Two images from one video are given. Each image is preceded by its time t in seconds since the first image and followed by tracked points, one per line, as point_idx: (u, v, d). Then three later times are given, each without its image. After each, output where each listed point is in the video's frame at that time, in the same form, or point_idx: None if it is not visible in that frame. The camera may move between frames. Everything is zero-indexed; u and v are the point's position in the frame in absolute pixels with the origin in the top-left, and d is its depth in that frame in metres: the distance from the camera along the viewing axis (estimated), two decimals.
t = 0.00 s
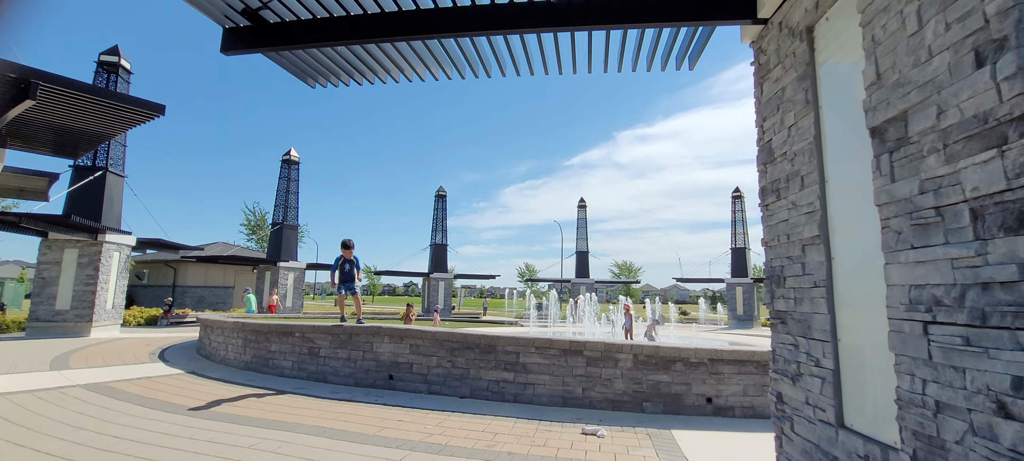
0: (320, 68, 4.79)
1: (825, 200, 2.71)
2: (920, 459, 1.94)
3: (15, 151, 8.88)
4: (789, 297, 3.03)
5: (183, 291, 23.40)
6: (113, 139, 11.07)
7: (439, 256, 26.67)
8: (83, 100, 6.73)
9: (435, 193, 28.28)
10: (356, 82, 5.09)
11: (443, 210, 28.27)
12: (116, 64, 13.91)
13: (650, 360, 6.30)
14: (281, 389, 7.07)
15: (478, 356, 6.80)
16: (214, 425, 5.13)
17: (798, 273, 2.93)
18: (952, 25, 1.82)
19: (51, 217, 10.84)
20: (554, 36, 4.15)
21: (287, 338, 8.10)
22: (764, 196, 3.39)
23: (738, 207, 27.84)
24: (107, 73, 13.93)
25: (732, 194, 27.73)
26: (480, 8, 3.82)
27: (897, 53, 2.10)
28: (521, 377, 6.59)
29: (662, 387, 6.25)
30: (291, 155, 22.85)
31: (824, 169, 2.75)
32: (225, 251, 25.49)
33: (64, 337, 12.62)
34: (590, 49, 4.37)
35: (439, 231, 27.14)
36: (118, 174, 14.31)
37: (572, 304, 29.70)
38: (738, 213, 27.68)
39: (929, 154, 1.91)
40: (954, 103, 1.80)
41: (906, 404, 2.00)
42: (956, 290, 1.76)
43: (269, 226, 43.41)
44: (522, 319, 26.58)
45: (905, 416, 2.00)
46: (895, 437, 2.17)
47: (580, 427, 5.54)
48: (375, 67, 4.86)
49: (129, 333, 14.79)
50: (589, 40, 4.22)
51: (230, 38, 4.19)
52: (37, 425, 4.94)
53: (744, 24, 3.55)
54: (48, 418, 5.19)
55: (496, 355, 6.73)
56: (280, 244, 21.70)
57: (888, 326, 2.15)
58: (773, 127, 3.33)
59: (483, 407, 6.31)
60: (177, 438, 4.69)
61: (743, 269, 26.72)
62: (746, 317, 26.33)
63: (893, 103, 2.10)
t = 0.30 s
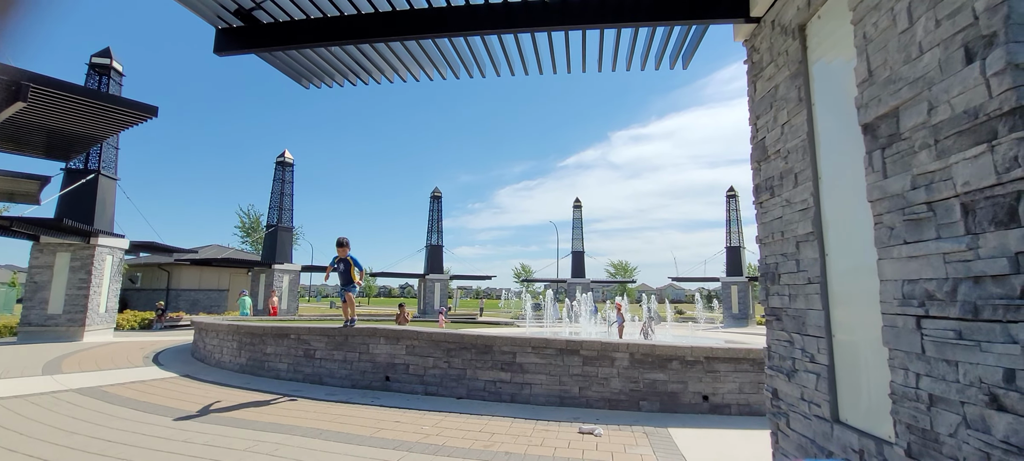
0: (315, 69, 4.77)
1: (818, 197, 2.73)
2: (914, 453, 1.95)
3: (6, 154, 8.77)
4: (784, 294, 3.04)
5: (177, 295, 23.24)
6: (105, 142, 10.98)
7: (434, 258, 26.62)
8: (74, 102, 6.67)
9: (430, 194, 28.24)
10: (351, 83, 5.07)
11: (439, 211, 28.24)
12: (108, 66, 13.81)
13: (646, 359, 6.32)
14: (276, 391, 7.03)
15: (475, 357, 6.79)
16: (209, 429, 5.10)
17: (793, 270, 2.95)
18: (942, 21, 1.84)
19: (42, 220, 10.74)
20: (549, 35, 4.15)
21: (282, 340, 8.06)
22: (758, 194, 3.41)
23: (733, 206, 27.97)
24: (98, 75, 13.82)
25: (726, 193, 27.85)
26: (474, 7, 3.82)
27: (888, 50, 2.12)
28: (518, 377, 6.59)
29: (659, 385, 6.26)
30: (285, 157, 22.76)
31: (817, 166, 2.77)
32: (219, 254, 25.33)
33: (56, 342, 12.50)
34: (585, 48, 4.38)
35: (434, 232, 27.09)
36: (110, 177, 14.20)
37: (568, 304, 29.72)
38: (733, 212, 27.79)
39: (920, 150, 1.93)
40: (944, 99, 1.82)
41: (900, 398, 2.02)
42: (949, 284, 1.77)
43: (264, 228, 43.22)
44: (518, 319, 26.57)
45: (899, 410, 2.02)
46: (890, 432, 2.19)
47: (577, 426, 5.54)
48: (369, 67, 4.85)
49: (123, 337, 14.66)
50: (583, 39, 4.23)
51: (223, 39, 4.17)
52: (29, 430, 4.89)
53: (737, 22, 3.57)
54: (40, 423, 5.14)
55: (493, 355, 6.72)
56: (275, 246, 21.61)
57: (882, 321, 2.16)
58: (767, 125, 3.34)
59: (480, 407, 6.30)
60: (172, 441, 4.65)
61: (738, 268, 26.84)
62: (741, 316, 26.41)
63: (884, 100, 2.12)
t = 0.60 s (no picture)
0: (311, 70, 4.77)
1: (814, 197, 2.75)
2: (911, 451, 1.96)
3: None
4: (780, 294, 3.06)
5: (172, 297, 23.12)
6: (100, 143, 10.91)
7: (431, 259, 26.61)
8: (69, 103, 6.64)
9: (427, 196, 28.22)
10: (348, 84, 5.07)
11: (436, 212, 28.22)
12: (102, 67, 13.74)
13: (644, 359, 6.33)
14: (273, 393, 7.00)
15: (472, 358, 6.79)
16: (205, 431, 5.08)
17: (789, 270, 2.96)
18: (936, 23, 1.86)
19: (37, 222, 10.67)
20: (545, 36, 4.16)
21: (279, 341, 8.03)
22: (755, 195, 3.42)
23: (729, 206, 28.08)
24: (92, 76, 13.75)
25: (722, 193, 27.96)
26: (471, 9, 3.83)
27: (883, 52, 2.14)
28: (515, 378, 6.59)
29: (656, 386, 6.28)
30: (281, 158, 22.69)
31: (813, 167, 2.78)
32: (215, 255, 25.22)
33: (50, 344, 12.41)
34: (582, 50, 4.40)
35: (431, 233, 27.08)
36: (105, 178, 14.12)
37: (565, 305, 29.76)
38: (729, 212, 27.90)
39: (915, 151, 1.95)
40: (938, 101, 1.83)
41: (896, 397, 2.03)
42: (944, 284, 1.79)
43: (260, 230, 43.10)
44: (515, 320, 26.56)
45: (895, 409, 2.03)
46: (886, 431, 2.20)
47: (575, 427, 5.54)
48: (366, 68, 4.85)
49: (117, 339, 14.57)
50: (579, 40, 4.24)
51: (220, 40, 4.16)
52: (24, 433, 4.86)
53: (733, 24, 3.59)
54: (35, 426, 5.11)
55: (490, 356, 6.72)
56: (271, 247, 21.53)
57: (878, 321, 2.18)
58: (763, 126, 3.36)
59: (477, 408, 6.30)
60: (168, 444, 4.63)
61: (733, 269, 26.95)
62: (737, 316, 26.52)
63: (879, 101, 2.14)
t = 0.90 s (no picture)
0: (310, 69, 4.76)
1: (812, 197, 2.76)
2: (908, 449, 1.97)
3: None
4: (778, 293, 3.07)
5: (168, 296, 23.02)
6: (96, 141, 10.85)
7: (429, 258, 26.57)
8: (66, 101, 6.61)
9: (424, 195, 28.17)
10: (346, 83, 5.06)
11: (433, 212, 28.18)
12: (98, 65, 13.67)
13: (641, 358, 6.35)
14: (271, 393, 6.99)
15: (470, 357, 6.79)
16: (203, 431, 5.06)
17: (787, 269, 2.98)
18: (934, 24, 1.87)
19: (32, 221, 10.61)
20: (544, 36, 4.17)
21: (276, 341, 8.01)
22: (753, 194, 3.44)
23: (726, 206, 28.15)
24: (88, 74, 13.68)
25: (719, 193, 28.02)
26: (470, 8, 3.82)
27: (881, 52, 2.15)
28: (513, 377, 6.59)
29: (653, 385, 6.29)
30: (278, 157, 22.62)
31: (811, 167, 2.80)
32: (212, 254, 25.13)
33: (46, 344, 12.35)
34: (581, 49, 4.40)
35: (428, 232, 27.05)
36: (101, 177, 14.05)
37: (562, 304, 29.79)
38: (725, 212, 27.97)
39: (913, 151, 1.96)
40: (937, 101, 1.84)
41: (893, 396, 2.04)
42: (941, 283, 1.80)
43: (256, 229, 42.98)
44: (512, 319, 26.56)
45: (893, 408, 2.04)
46: (883, 429, 2.21)
47: (573, 426, 5.55)
48: (365, 67, 4.84)
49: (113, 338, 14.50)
50: (578, 40, 4.25)
51: (218, 39, 4.15)
52: (20, 433, 4.83)
53: (731, 24, 3.60)
54: (31, 426, 5.08)
55: (488, 356, 6.73)
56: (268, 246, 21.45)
57: (875, 320, 2.19)
58: (761, 126, 3.37)
59: (475, 407, 6.30)
60: (166, 443, 4.62)
61: (730, 268, 27.01)
62: (734, 315, 26.59)
63: (877, 101, 2.15)
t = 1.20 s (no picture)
0: (311, 68, 4.77)
1: (811, 201, 2.78)
2: (904, 452, 1.99)
3: None
4: (776, 296, 3.09)
5: (166, 293, 22.99)
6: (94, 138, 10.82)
7: (427, 257, 26.56)
8: (66, 98, 6.61)
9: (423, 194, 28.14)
10: (347, 82, 5.07)
11: (431, 211, 28.17)
12: (97, 62, 13.63)
13: (639, 359, 6.37)
14: (268, 391, 6.99)
15: (468, 357, 6.80)
16: (200, 429, 5.06)
17: (785, 272, 3.00)
18: (933, 31, 1.88)
19: (29, 217, 10.58)
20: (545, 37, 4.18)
21: (274, 339, 8.01)
22: (752, 197, 3.46)
23: (724, 208, 28.21)
24: (87, 70, 13.64)
25: (717, 195, 28.06)
26: (471, 10, 3.84)
27: (880, 57, 2.16)
28: (511, 377, 6.61)
29: (651, 386, 6.31)
30: (277, 155, 22.58)
31: (810, 171, 2.81)
32: (209, 252, 25.10)
33: (42, 340, 12.32)
34: (582, 50, 4.42)
35: (427, 232, 27.05)
36: (99, 174, 14.01)
37: (560, 305, 29.83)
38: (723, 214, 28.03)
39: (911, 156, 1.98)
40: (935, 107, 1.86)
41: (890, 399, 2.06)
42: (938, 287, 1.82)
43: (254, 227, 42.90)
44: (510, 319, 26.59)
45: (889, 411, 2.06)
46: (879, 431, 2.23)
47: (570, 426, 5.57)
48: (366, 67, 4.85)
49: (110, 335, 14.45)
50: (579, 42, 4.26)
51: (219, 37, 4.15)
52: (17, 430, 4.82)
53: (732, 27, 3.62)
54: (28, 423, 5.08)
55: (486, 356, 6.74)
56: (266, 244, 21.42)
57: (873, 323, 2.20)
58: (761, 129, 3.39)
59: (473, 407, 6.31)
60: (164, 441, 4.62)
61: (728, 270, 27.07)
62: (732, 317, 26.66)
63: (876, 106, 2.16)
